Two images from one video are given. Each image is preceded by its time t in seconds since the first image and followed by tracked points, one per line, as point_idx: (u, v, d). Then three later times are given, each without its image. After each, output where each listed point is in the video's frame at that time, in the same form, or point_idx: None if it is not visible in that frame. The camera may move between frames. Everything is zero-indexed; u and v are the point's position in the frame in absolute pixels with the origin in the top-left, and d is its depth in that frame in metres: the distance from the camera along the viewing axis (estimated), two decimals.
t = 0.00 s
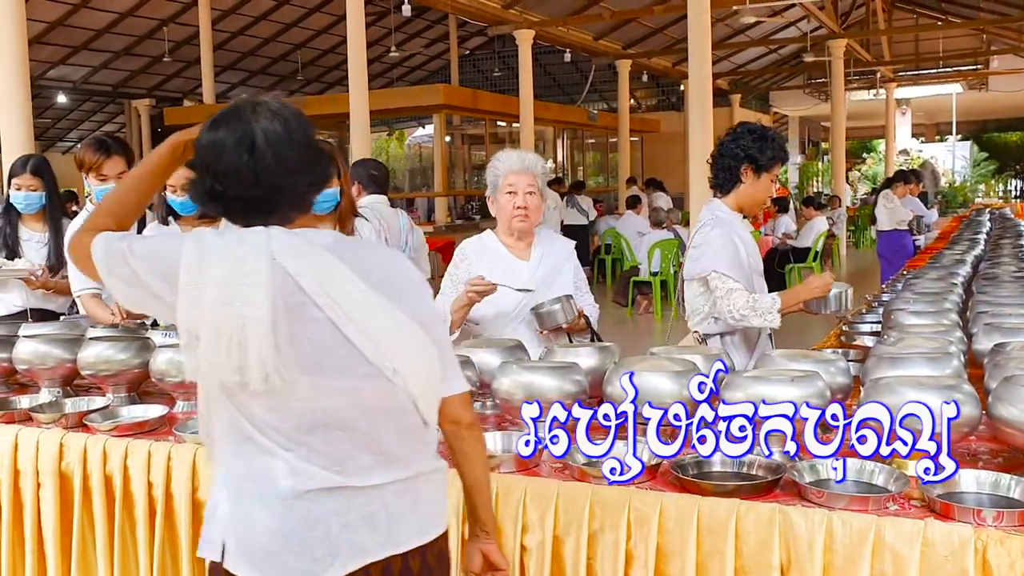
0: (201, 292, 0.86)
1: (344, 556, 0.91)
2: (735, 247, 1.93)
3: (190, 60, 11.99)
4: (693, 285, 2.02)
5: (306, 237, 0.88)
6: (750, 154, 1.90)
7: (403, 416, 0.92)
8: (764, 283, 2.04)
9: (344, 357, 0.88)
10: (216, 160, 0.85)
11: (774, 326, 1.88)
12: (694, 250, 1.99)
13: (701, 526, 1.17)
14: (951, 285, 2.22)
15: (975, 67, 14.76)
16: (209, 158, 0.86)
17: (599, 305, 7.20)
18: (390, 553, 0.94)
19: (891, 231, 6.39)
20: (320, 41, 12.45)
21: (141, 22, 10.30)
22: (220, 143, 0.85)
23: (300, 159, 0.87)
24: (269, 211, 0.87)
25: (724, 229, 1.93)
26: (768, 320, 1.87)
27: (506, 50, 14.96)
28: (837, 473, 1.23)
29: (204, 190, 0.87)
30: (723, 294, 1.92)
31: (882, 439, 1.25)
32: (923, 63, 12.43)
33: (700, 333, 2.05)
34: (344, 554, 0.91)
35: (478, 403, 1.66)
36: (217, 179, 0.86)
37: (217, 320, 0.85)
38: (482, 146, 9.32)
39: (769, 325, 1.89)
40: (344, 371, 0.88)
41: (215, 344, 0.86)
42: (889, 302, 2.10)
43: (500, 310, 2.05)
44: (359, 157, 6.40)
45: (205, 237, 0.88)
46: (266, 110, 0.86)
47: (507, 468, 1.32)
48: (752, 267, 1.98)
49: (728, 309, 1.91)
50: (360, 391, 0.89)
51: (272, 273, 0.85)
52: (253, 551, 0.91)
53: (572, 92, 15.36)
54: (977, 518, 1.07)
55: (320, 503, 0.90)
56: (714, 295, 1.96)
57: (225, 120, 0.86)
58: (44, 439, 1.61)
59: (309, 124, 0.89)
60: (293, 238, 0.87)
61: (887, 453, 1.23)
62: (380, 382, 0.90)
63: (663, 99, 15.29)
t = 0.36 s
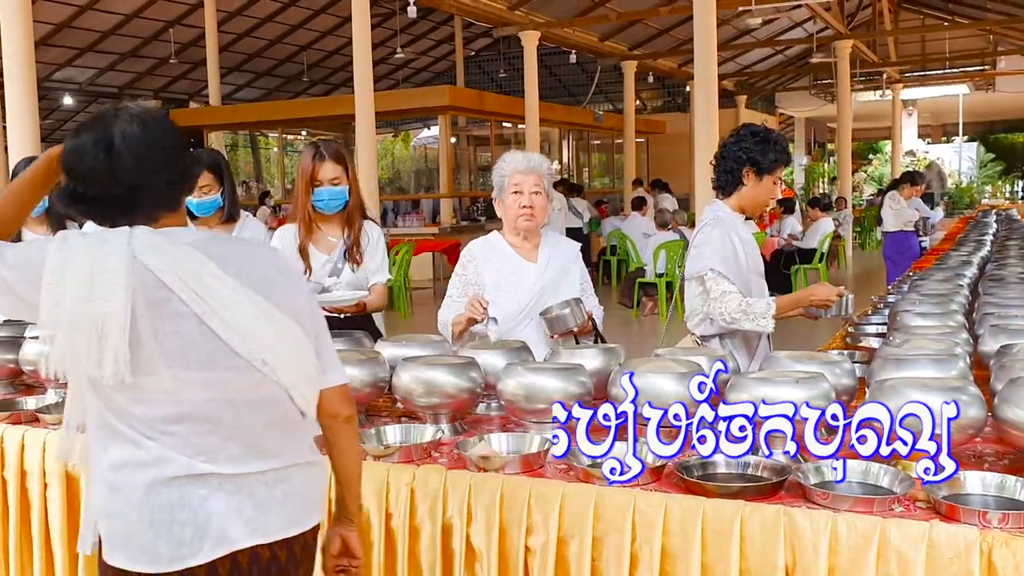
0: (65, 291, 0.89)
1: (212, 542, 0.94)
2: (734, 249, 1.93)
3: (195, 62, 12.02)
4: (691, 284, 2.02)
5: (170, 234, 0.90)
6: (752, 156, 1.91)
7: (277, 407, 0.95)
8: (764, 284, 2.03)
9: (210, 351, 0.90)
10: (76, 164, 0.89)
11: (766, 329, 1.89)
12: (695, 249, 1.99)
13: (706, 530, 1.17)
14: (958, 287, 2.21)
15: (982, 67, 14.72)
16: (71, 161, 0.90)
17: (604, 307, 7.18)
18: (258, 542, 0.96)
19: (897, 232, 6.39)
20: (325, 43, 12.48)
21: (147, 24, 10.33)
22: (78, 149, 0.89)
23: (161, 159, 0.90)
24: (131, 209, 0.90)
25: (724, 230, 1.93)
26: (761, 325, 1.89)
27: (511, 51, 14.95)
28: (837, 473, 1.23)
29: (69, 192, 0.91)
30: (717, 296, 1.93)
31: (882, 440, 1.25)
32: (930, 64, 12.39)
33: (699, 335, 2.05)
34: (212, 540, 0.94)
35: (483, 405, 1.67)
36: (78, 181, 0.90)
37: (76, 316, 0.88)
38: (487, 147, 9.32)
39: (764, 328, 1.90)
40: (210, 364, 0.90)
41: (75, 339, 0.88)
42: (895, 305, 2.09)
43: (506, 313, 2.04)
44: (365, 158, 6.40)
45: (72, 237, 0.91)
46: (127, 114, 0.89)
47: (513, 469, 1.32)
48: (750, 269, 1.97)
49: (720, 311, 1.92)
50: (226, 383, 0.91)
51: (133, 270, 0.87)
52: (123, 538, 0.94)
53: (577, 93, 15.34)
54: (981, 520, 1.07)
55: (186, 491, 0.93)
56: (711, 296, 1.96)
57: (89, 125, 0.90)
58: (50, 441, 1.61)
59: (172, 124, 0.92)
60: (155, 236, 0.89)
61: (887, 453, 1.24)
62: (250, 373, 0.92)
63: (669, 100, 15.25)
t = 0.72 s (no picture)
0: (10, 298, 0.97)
1: (145, 534, 1.02)
2: (748, 249, 1.93)
3: (201, 63, 12.04)
4: (704, 282, 2.03)
5: (110, 250, 0.98)
6: (764, 157, 1.90)
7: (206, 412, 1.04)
8: (780, 281, 2.02)
9: (144, 359, 0.98)
10: (21, 177, 0.96)
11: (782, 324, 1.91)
12: (709, 248, 2.00)
13: (711, 532, 1.16)
14: (964, 287, 2.20)
15: (990, 67, 14.65)
16: (17, 175, 0.96)
17: (610, 308, 7.18)
18: (186, 535, 1.05)
19: (904, 232, 6.37)
20: (331, 44, 12.51)
21: (153, 26, 10.36)
22: (26, 164, 0.96)
23: (104, 175, 0.97)
24: (75, 221, 0.98)
25: (738, 230, 1.93)
26: (776, 319, 1.90)
27: (517, 52, 14.97)
28: (838, 473, 1.24)
29: (15, 204, 0.98)
30: (732, 296, 1.95)
31: (883, 441, 1.26)
32: (937, 64, 12.33)
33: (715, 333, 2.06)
34: (145, 533, 1.02)
35: (488, 406, 1.67)
36: (23, 194, 0.97)
37: (21, 321, 0.96)
38: (492, 149, 9.32)
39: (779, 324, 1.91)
40: (144, 370, 0.98)
41: (16, 343, 0.96)
42: (901, 305, 2.08)
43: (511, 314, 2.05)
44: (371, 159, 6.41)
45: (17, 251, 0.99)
46: (73, 134, 0.97)
47: (517, 469, 1.32)
48: (766, 268, 1.97)
49: (735, 309, 1.94)
50: (160, 389, 0.99)
51: (74, 282, 0.95)
52: (59, 532, 1.02)
53: (583, 95, 15.34)
54: (988, 521, 1.06)
55: (121, 486, 1.01)
56: (725, 296, 1.97)
57: (34, 143, 0.97)
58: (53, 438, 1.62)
59: (114, 145, 0.99)
60: (96, 252, 0.97)
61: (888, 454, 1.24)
62: (182, 380, 1.00)
63: (675, 101, 15.22)
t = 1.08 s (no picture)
0: None
1: (91, 496, 1.10)
2: (770, 249, 1.92)
3: (208, 64, 12.07)
4: (722, 283, 2.04)
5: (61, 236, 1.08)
6: (778, 158, 1.90)
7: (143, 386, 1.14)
8: (800, 282, 2.02)
9: (93, 334, 1.07)
10: None
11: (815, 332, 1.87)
12: (730, 249, 1.99)
13: (719, 530, 1.16)
14: (973, 288, 2.20)
15: (998, 67, 14.62)
16: None
17: (616, 308, 7.18)
18: (128, 496, 1.15)
19: (912, 232, 6.34)
20: (338, 45, 12.54)
21: (160, 27, 10.39)
22: None
23: (64, 171, 1.10)
24: (38, 210, 1.08)
25: (758, 231, 1.93)
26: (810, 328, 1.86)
27: (523, 52, 14.97)
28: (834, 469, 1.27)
29: None
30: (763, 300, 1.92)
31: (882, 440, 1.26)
32: (945, 64, 12.29)
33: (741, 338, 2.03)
34: (92, 494, 1.10)
35: (495, 405, 1.68)
36: None
37: None
38: (499, 149, 9.33)
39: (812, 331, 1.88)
40: (92, 344, 1.07)
41: None
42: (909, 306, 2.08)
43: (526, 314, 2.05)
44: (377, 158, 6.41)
45: None
46: (35, 132, 1.08)
47: (525, 468, 1.33)
48: (788, 269, 1.97)
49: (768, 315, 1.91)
50: (106, 362, 1.09)
51: (31, 265, 1.04)
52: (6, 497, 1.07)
53: (590, 95, 15.34)
54: (998, 521, 1.06)
55: (70, 454, 1.08)
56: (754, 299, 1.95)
57: None
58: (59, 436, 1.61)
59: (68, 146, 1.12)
60: (50, 238, 1.07)
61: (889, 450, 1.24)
62: (124, 356, 1.10)
63: (681, 101, 15.19)
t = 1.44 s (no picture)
0: None
1: (53, 478, 1.09)
2: (782, 251, 1.92)
3: (216, 64, 12.09)
4: (733, 281, 2.03)
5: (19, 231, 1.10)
6: (792, 159, 1.91)
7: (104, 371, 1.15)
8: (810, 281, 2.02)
9: (53, 322, 1.08)
10: None
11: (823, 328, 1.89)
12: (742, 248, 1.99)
13: (727, 528, 1.16)
14: (981, 288, 2.19)
15: (1006, 67, 14.58)
16: None
17: (623, 308, 7.17)
18: (88, 477, 1.13)
19: (919, 232, 6.33)
20: (345, 45, 12.56)
21: (168, 26, 10.41)
22: None
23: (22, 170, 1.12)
24: (4, 211, 1.09)
25: (773, 232, 1.92)
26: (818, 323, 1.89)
27: (531, 52, 14.97)
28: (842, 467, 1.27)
29: None
30: (772, 300, 1.94)
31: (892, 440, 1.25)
32: (954, 64, 12.26)
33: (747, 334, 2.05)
34: (53, 476, 1.09)
35: (502, 404, 1.68)
36: None
37: None
38: (506, 148, 9.34)
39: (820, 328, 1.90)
40: (52, 332, 1.08)
41: None
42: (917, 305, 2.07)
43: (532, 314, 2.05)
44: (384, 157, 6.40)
45: None
46: None
47: (533, 466, 1.33)
48: (799, 268, 1.97)
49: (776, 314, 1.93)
50: (66, 349, 1.09)
51: None
52: None
53: (597, 95, 15.33)
54: (1006, 520, 1.06)
55: (32, 438, 1.07)
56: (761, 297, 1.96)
57: None
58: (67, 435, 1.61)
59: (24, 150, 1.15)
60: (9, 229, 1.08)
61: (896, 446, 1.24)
62: (86, 343, 1.11)
63: (689, 101, 15.17)
